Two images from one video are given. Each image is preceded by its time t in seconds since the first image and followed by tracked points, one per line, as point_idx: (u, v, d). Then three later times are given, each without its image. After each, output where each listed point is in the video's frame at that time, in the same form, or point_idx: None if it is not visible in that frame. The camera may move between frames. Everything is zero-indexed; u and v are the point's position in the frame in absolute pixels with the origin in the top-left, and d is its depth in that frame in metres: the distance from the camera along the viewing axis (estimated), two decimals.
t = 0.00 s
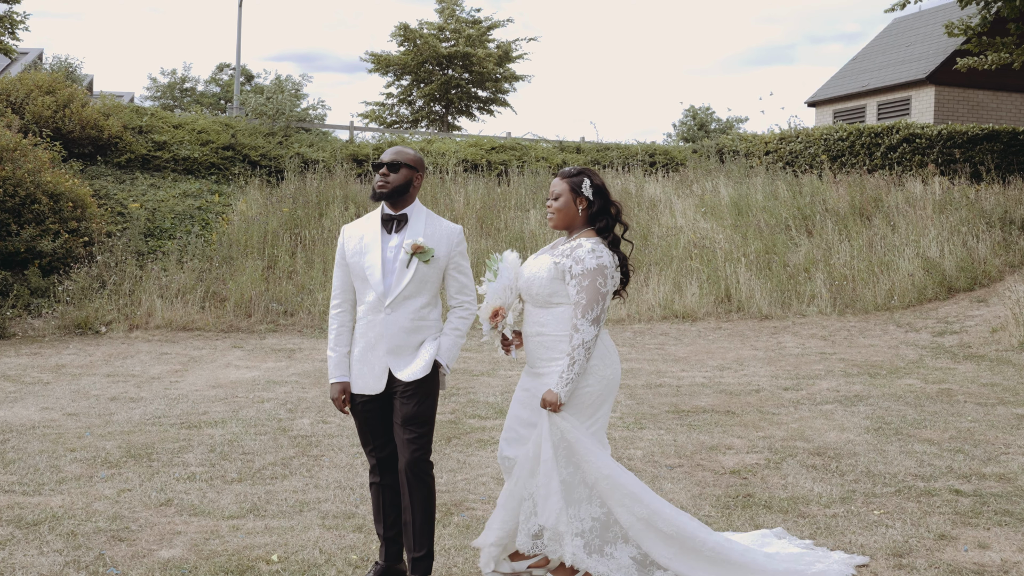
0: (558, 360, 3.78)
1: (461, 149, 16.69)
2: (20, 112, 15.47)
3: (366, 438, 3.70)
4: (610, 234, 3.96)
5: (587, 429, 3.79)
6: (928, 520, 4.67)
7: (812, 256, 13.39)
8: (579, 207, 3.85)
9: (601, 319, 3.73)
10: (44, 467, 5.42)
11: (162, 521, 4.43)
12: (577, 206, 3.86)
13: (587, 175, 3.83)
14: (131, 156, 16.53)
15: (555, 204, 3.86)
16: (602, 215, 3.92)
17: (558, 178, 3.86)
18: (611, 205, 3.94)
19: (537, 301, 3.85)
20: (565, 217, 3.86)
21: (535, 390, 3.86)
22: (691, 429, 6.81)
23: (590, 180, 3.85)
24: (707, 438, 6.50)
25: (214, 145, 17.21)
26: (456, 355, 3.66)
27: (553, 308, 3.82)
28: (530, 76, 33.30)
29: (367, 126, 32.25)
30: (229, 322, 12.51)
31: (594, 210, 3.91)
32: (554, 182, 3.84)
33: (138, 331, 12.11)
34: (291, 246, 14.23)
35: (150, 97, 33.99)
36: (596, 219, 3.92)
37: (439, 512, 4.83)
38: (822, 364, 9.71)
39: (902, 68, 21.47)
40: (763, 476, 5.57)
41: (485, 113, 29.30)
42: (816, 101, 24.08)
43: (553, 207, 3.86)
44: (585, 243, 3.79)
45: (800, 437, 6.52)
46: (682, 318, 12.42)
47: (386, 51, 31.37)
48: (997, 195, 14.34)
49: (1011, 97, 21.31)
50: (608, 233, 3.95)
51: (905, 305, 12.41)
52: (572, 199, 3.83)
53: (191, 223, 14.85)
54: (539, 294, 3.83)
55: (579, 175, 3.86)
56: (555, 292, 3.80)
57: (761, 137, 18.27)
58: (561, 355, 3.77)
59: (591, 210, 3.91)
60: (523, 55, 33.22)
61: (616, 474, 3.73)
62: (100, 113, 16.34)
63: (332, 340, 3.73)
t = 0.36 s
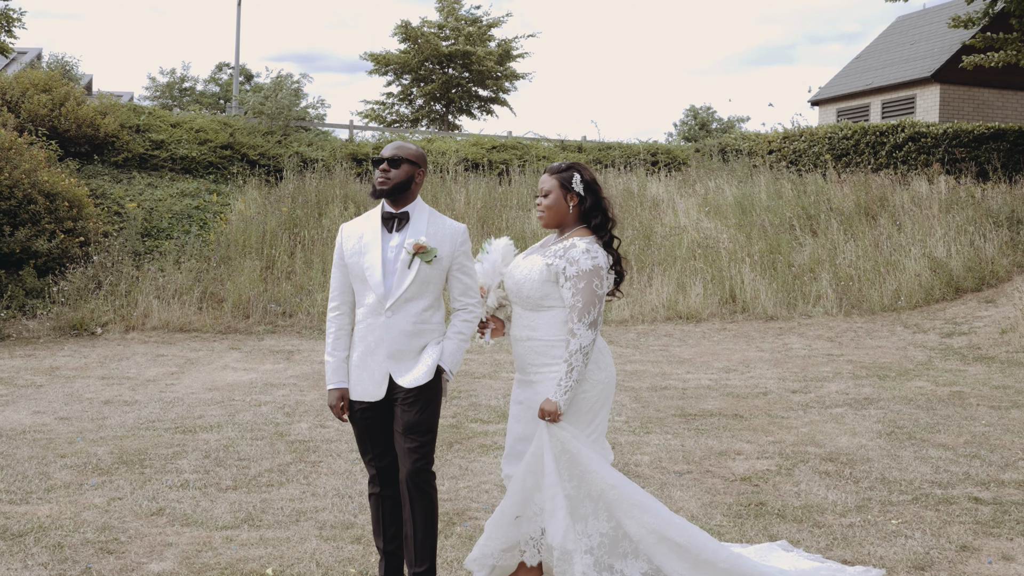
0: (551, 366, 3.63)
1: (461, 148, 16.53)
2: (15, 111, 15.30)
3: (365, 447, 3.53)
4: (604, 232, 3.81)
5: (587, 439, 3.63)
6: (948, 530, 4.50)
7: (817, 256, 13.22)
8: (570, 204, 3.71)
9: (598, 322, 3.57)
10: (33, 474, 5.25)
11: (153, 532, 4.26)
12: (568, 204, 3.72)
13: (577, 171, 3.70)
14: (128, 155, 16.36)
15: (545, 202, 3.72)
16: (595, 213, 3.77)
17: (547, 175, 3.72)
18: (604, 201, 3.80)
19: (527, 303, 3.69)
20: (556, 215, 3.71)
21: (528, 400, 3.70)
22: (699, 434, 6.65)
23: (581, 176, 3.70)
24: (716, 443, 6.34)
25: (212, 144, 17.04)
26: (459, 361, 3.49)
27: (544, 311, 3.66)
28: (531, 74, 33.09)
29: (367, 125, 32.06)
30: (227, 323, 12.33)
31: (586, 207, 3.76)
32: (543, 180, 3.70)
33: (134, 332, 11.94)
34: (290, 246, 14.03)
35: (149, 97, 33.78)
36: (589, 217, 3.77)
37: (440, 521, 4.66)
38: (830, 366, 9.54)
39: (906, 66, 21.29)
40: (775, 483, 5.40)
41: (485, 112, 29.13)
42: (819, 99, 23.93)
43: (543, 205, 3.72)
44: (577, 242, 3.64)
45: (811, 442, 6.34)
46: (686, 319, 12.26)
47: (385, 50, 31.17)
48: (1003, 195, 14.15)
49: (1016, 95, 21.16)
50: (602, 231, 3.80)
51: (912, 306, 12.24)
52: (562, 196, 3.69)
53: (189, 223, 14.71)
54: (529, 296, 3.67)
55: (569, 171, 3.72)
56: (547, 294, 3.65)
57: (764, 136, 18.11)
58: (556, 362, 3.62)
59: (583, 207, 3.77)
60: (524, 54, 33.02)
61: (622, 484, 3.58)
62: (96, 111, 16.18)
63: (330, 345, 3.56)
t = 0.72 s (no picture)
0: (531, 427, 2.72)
1: (442, 145, 15.47)
2: None
3: (309, 549, 2.61)
4: (609, 241, 3.24)
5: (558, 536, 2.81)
6: None
7: (825, 261, 12.26)
8: (581, 208, 3.12)
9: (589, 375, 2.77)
10: None
11: None
12: (576, 202, 3.11)
13: (595, 171, 3.14)
14: (83, 152, 14.82)
15: (548, 197, 3.04)
16: (602, 214, 3.19)
17: (552, 164, 3.08)
18: (612, 202, 3.24)
19: (501, 339, 2.65)
20: (562, 216, 3.06)
21: (506, 479, 2.78)
22: (724, 475, 5.66)
23: (591, 170, 3.14)
24: (747, 488, 5.35)
25: (175, 141, 15.45)
26: (437, 428, 2.60)
27: (517, 358, 2.61)
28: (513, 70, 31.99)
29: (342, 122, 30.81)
30: (184, 336, 11.15)
31: (592, 207, 3.17)
32: (548, 169, 3.05)
33: (80, 348, 10.72)
34: (256, 250, 12.80)
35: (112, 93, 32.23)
36: (595, 218, 3.19)
37: None
38: (853, 385, 8.59)
39: (911, 59, 21.17)
40: (830, 546, 4.40)
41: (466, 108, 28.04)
42: (816, 95, 23.63)
43: (545, 201, 3.04)
44: (587, 259, 3.02)
45: (859, 486, 5.36)
46: (688, 330, 11.30)
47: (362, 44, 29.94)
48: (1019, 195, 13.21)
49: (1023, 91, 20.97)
50: (606, 238, 3.23)
51: (931, 314, 11.35)
52: (572, 193, 3.07)
53: (147, 226, 13.39)
54: (504, 331, 2.70)
55: (577, 163, 3.14)
56: (534, 333, 2.69)
57: (761, 133, 17.20)
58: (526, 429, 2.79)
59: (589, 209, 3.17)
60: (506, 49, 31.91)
61: None
62: (49, 105, 14.57)
63: (255, 408, 2.65)
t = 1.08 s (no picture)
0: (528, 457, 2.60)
1: (439, 144, 15.36)
2: None
3: (299, 565, 2.48)
4: (606, 239, 3.05)
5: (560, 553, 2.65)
6: None
7: (825, 261, 12.14)
8: (575, 207, 2.91)
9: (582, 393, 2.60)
10: None
11: None
12: (571, 200, 2.91)
13: (591, 169, 2.94)
14: (77, 151, 14.61)
15: (542, 195, 2.84)
16: (598, 212, 3.00)
17: (545, 161, 2.87)
18: (608, 199, 3.05)
19: (484, 387, 2.54)
20: (556, 216, 2.85)
21: (499, 492, 2.66)
22: (728, 480, 5.53)
23: (587, 165, 2.94)
24: (751, 494, 5.24)
25: (169, 140, 15.28)
26: (433, 438, 2.48)
27: (502, 404, 2.49)
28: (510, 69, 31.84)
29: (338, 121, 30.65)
30: (178, 337, 11.01)
31: (588, 205, 2.98)
32: (541, 165, 2.84)
33: (73, 348, 10.58)
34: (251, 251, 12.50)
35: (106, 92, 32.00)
36: (590, 217, 3.00)
37: None
38: (856, 387, 8.47)
39: (910, 58, 21.16)
40: (838, 555, 4.28)
41: (464, 108, 27.92)
42: (816, 95, 23.57)
43: (538, 200, 2.83)
44: (584, 257, 2.80)
45: (866, 491, 5.25)
46: (687, 331, 11.19)
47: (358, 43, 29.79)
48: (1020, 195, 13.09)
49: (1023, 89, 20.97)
50: (602, 237, 3.04)
51: (933, 315, 11.25)
52: (568, 191, 2.86)
53: (141, 225, 13.20)
54: (486, 378, 2.59)
55: (572, 159, 2.94)
56: (515, 375, 2.55)
57: (761, 132, 17.08)
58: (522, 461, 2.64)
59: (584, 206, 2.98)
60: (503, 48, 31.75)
61: None
62: (42, 103, 14.40)
63: (241, 415, 2.54)
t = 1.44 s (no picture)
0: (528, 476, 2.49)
1: (437, 144, 15.24)
2: None
3: None
4: (606, 238, 2.88)
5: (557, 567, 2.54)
6: None
7: (826, 261, 12.01)
8: (572, 207, 2.75)
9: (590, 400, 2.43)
10: None
11: None
12: (567, 200, 2.74)
13: (586, 163, 2.78)
14: (72, 151, 14.38)
15: (536, 198, 2.67)
16: (596, 210, 2.84)
17: (537, 160, 2.70)
18: (606, 195, 2.88)
19: (473, 416, 2.43)
20: (551, 220, 2.69)
21: (497, 507, 2.53)
22: (733, 486, 5.41)
23: (582, 161, 2.76)
24: (756, 501, 5.12)
25: (165, 139, 15.10)
26: (431, 451, 2.36)
27: (493, 434, 2.39)
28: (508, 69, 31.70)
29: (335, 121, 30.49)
30: (173, 339, 10.88)
31: (585, 203, 2.81)
32: (534, 166, 2.67)
33: (66, 350, 10.45)
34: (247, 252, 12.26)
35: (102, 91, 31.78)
36: (588, 216, 2.83)
37: None
38: (860, 390, 8.35)
39: (911, 57, 21.06)
40: (848, 565, 4.16)
41: (462, 107, 27.77)
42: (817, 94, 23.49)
43: (532, 204, 2.67)
44: (582, 260, 2.64)
45: (874, 498, 5.13)
46: (688, 332, 11.08)
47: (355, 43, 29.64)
48: None
49: None
50: (601, 236, 2.87)
51: (936, 317, 11.15)
52: (563, 192, 2.70)
53: (136, 225, 13.03)
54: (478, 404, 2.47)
55: (566, 155, 2.76)
56: (503, 405, 2.42)
57: (761, 131, 16.96)
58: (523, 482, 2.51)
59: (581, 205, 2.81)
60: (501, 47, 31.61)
61: None
62: (36, 102, 14.24)
63: (229, 425, 2.41)
